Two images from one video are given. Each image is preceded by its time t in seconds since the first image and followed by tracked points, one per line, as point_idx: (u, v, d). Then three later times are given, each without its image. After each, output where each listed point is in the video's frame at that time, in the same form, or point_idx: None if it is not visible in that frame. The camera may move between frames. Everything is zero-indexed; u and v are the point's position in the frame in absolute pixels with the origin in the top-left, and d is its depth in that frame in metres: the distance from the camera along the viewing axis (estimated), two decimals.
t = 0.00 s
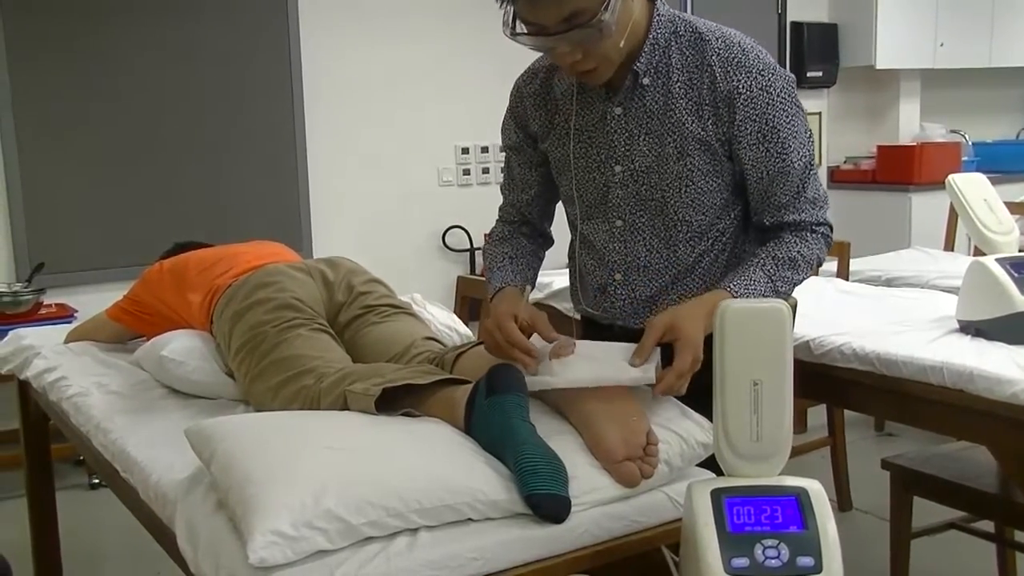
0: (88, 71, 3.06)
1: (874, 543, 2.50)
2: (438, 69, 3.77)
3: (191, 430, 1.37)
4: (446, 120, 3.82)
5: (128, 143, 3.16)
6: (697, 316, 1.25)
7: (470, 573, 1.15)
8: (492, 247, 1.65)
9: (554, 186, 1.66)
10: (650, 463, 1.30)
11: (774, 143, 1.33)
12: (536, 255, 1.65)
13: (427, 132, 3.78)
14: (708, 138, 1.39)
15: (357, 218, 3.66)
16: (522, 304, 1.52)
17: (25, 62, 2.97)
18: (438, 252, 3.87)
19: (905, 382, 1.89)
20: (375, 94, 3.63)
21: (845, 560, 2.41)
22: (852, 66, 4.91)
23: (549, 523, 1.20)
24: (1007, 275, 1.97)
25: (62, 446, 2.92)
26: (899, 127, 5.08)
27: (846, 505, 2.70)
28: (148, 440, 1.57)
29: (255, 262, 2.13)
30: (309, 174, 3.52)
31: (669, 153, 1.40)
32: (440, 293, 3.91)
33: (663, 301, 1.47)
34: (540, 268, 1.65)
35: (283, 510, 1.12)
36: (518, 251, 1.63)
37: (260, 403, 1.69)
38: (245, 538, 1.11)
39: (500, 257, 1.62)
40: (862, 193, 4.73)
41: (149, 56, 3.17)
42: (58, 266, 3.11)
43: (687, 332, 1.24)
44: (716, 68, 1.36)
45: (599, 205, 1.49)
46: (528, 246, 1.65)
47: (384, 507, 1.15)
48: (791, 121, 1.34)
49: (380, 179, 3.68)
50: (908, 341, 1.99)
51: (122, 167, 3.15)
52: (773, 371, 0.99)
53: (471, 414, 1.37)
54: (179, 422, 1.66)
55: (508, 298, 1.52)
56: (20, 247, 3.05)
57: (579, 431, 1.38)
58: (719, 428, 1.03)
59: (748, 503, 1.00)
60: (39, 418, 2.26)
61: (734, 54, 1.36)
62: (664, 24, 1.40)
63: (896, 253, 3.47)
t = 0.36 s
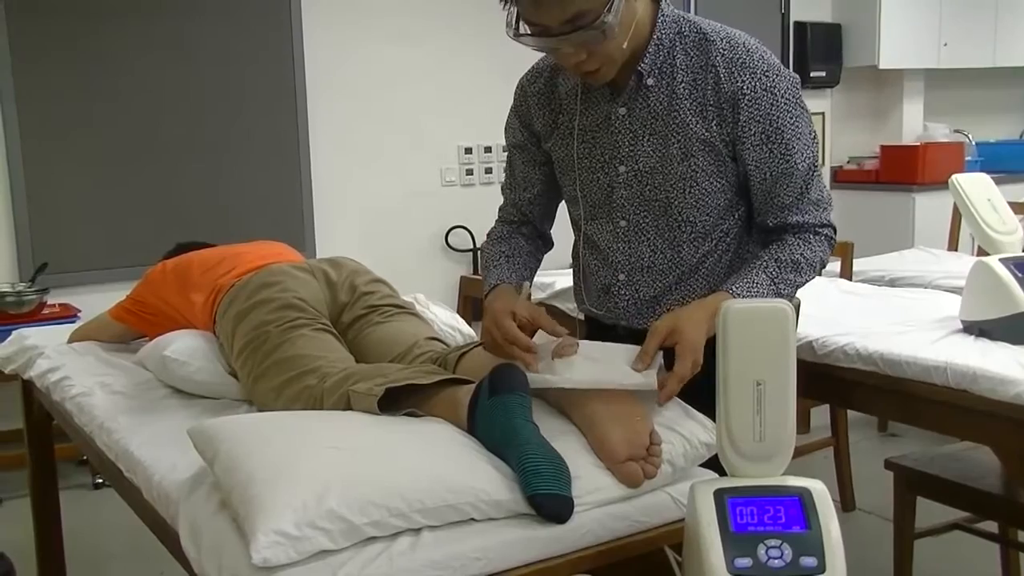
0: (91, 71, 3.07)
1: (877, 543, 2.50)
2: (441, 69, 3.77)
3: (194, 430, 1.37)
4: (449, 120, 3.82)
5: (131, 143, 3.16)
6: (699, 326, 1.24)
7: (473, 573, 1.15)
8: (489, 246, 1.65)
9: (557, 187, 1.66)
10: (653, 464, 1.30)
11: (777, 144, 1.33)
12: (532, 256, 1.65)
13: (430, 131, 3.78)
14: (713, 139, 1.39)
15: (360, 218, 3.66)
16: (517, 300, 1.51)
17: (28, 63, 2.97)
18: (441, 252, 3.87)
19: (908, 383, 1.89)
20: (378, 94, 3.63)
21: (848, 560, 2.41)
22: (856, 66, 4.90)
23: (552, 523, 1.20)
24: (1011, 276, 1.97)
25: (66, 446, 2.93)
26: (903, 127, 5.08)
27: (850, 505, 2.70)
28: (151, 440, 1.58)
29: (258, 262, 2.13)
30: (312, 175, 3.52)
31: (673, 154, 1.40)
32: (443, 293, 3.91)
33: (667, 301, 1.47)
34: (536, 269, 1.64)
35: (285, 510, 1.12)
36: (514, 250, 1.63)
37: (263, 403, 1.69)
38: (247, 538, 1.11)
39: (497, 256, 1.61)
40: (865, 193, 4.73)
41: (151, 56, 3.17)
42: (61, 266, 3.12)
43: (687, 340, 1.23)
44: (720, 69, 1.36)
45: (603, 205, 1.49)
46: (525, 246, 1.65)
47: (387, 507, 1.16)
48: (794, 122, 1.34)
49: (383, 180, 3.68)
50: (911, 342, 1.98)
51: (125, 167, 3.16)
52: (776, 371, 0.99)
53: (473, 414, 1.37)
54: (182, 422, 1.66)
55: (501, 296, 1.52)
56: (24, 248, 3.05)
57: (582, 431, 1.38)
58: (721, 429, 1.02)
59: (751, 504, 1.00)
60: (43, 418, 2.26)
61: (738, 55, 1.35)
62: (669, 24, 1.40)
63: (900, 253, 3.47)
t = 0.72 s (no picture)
0: (91, 72, 3.07)
1: (877, 543, 2.50)
2: (441, 70, 3.77)
3: (193, 430, 1.37)
4: (449, 120, 3.82)
5: (131, 144, 3.16)
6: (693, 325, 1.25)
7: (473, 573, 1.15)
8: (478, 250, 1.64)
9: (552, 192, 1.66)
10: (653, 464, 1.30)
11: (774, 148, 1.33)
12: (521, 262, 1.64)
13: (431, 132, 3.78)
14: (710, 144, 1.39)
15: (360, 218, 3.66)
16: (504, 302, 1.50)
17: (28, 63, 2.97)
18: (441, 252, 3.87)
19: (908, 383, 1.89)
20: (377, 94, 3.63)
21: (848, 560, 2.41)
22: (856, 66, 4.90)
23: (552, 523, 1.20)
24: (1011, 276, 1.97)
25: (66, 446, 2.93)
26: (902, 128, 5.07)
27: (850, 505, 2.70)
28: (151, 440, 1.58)
29: (258, 262, 2.13)
30: (312, 175, 3.52)
31: (671, 159, 1.40)
32: (443, 293, 3.91)
33: (665, 304, 1.47)
34: (525, 274, 1.63)
35: (285, 510, 1.12)
36: (502, 255, 1.62)
37: (263, 403, 1.69)
38: (248, 538, 1.11)
39: (485, 261, 1.61)
40: (865, 193, 4.73)
41: (151, 56, 3.17)
42: (61, 267, 3.12)
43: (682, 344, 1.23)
44: (717, 73, 1.35)
45: (601, 210, 1.49)
46: (514, 250, 1.64)
47: (387, 507, 1.16)
48: (792, 125, 1.34)
49: (383, 180, 3.68)
50: (911, 342, 1.99)
51: (125, 167, 3.16)
52: (775, 372, 0.99)
53: (474, 414, 1.37)
54: (182, 423, 1.66)
55: (489, 300, 1.50)
56: (24, 248, 3.05)
57: (581, 431, 1.38)
58: (722, 429, 1.03)
59: (751, 504, 1.00)
60: (43, 418, 2.27)
61: (735, 58, 1.35)
62: (664, 28, 1.40)
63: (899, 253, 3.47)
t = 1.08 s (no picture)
0: (92, 72, 3.07)
1: (878, 543, 2.50)
2: (441, 69, 3.77)
3: (194, 429, 1.37)
4: (449, 120, 3.82)
5: (131, 144, 3.16)
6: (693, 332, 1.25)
7: (473, 573, 1.15)
8: (476, 252, 1.64)
9: (548, 194, 1.66)
10: (653, 464, 1.30)
11: (774, 151, 1.33)
12: (518, 263, 1.64)
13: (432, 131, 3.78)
14: (707, 147, 1.39)
15: (361, 218, 3.66)
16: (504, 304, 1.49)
17: (28, 62, 2.97)
18: (441, 252, 3.87)
19: (908, 383, 1.88)
20: (377, 94, 3.63)
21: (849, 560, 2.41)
22: (856, 65, 4.90)
23: (552, 523, 1.20)
24: (1012, 276, 1.97)
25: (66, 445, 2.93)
26: (903, 127, 5.06)
27: (850, 505, 2.70)
28: (151, 440, 1.58)
29: (258, 262, 2.13)
30: (312, 175, 3.52)
31: (669, 163, 1.40)
32: (444, 293, 3.91)
33: (664, 307, 1.47)
34: (524, 275, 1.63)
35: (285, 511, 1.12)
36: (500, 257, 1.62)
37: (263, 403, 1.69)
38: (248, 538, 1.11)
39: (484, 263, 1.60)
40: (865, 193, 4.73)
41: (151, 56, 3.17)
42: (61, 267, 3.12)
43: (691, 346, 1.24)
44: (714, 77, 1.35)
45: (599, 214, 1.49)
46: (511, 252, 1.64)
47: (387, 507, 1.16)
48: (790, 127, 1.34)
49: (383, 180, 3.68)
50: (912, 342, 1.98)
51: (125, 167, 3.16)
52: (776, 371, 0.99)
53: (474, 414, 1.37)
54: (183, 423, 1.66)
55: (486, 302, 1.50)
56: (24, 248, 3.05)
57: (582, 431, 1.38)
58: (722, 429, 1.02)
59: (751, 504, 1.00)
60: (43, 418, 2.27)
61: (732, 62, 1.35)
62: (660, 32, 1.39)
63: (900, 253, 3.47)
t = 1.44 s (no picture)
0: (93, 72, 3.07)
1: (879, 543, 2.50)
2: (442, 69, 3.77)
3: (195, 429, 1.37)
4: (450, 119, 3.82)
5: (132, 143, 3.16)
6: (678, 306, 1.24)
7: (474, 573, 1.15)
8: (482, 254, 1.64)
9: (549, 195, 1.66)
10: (654, 464, 1.30)
11: (772, 150, 1.33)
12: (523, 263, 1.64)
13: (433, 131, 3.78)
14: (705, 147, 1.38)
15: (362, 218, 3.66)
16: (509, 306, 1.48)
17: (29, 62, 2.98)
18: (442, 252, 3.87)
19: (909, 383, 1.88)
20: (378, 94, 3.63)
21: (849, 560, 2.41)
22: (857, 65, 4.90)
23: (553, 523, 1.20)
24: (1013, 276, 1.97)
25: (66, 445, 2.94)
26: (904, 127, 5.06)
27: (851, 505, 2.70)
28: (151, 440, 1.58)
29: (259, 262, 2.13)
30: (313, 175, 3.52)
31: (666, 164, 1.40)
32: (445, 293, 3.90)
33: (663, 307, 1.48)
34: (528, 276, 1.64)
35: (286, 510, 1.12)
36: (505, 259, 1.62)
37: (264, 403, 1.69)
38: (249, 538, 1.11)
39: (490, 265, 1.61)
40: (866, 193, 4.73)
41: (151, 56, 3.17)
42: (62, 267, 3.12)
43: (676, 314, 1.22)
44: (712, 77, 1.35)
45: (597, 215, 1.49)
46: (515, 254, 1.64)
47: (388, 507, 1.16)
48: (789, 127, 1.34)
49: (384, 180, 3.68)
50: (913, 342, 1.98)
51: (126, 167, 3.16)
52: (777, 371, 0.99)
53: (475, 414, 1.37)
54: (184, 423, 1.66)
55: (490, 303, 1.50)
56: (25, 247, 3.06)
57: (583, 431, 1.38)
58: (723, 430, 1.02)
59: (752, 504, 1.00)
60: (44, 417, 2.27)
61: (729, 62, 1.35)
62: (657, 33, 1.39)
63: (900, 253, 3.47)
